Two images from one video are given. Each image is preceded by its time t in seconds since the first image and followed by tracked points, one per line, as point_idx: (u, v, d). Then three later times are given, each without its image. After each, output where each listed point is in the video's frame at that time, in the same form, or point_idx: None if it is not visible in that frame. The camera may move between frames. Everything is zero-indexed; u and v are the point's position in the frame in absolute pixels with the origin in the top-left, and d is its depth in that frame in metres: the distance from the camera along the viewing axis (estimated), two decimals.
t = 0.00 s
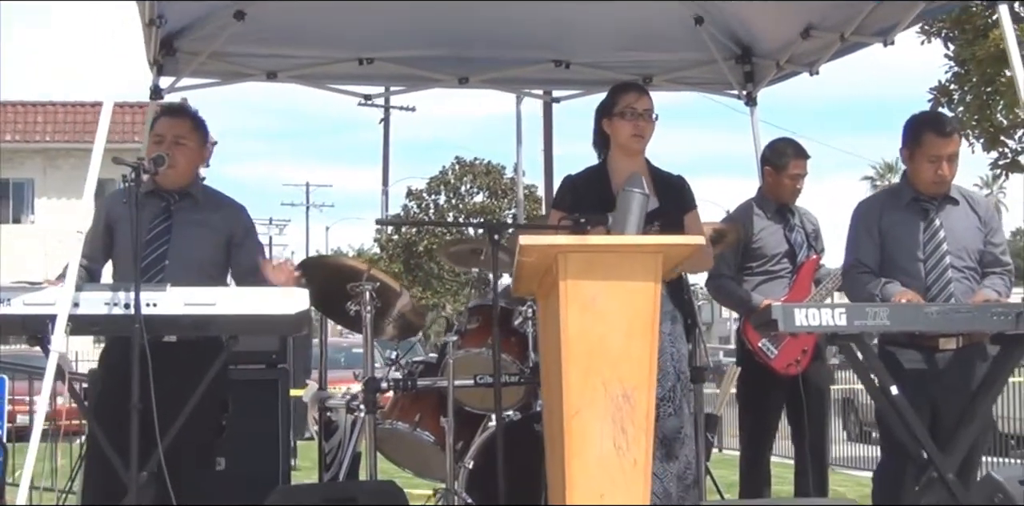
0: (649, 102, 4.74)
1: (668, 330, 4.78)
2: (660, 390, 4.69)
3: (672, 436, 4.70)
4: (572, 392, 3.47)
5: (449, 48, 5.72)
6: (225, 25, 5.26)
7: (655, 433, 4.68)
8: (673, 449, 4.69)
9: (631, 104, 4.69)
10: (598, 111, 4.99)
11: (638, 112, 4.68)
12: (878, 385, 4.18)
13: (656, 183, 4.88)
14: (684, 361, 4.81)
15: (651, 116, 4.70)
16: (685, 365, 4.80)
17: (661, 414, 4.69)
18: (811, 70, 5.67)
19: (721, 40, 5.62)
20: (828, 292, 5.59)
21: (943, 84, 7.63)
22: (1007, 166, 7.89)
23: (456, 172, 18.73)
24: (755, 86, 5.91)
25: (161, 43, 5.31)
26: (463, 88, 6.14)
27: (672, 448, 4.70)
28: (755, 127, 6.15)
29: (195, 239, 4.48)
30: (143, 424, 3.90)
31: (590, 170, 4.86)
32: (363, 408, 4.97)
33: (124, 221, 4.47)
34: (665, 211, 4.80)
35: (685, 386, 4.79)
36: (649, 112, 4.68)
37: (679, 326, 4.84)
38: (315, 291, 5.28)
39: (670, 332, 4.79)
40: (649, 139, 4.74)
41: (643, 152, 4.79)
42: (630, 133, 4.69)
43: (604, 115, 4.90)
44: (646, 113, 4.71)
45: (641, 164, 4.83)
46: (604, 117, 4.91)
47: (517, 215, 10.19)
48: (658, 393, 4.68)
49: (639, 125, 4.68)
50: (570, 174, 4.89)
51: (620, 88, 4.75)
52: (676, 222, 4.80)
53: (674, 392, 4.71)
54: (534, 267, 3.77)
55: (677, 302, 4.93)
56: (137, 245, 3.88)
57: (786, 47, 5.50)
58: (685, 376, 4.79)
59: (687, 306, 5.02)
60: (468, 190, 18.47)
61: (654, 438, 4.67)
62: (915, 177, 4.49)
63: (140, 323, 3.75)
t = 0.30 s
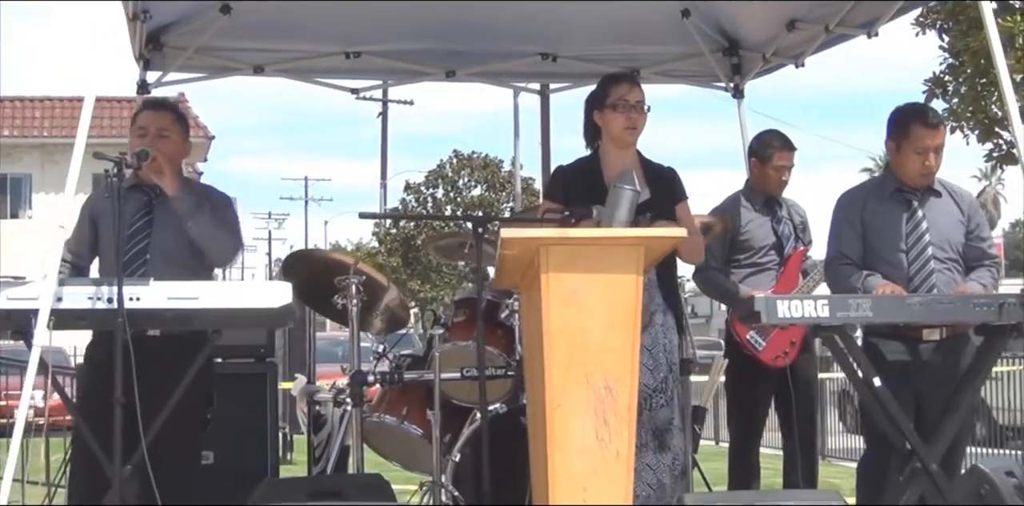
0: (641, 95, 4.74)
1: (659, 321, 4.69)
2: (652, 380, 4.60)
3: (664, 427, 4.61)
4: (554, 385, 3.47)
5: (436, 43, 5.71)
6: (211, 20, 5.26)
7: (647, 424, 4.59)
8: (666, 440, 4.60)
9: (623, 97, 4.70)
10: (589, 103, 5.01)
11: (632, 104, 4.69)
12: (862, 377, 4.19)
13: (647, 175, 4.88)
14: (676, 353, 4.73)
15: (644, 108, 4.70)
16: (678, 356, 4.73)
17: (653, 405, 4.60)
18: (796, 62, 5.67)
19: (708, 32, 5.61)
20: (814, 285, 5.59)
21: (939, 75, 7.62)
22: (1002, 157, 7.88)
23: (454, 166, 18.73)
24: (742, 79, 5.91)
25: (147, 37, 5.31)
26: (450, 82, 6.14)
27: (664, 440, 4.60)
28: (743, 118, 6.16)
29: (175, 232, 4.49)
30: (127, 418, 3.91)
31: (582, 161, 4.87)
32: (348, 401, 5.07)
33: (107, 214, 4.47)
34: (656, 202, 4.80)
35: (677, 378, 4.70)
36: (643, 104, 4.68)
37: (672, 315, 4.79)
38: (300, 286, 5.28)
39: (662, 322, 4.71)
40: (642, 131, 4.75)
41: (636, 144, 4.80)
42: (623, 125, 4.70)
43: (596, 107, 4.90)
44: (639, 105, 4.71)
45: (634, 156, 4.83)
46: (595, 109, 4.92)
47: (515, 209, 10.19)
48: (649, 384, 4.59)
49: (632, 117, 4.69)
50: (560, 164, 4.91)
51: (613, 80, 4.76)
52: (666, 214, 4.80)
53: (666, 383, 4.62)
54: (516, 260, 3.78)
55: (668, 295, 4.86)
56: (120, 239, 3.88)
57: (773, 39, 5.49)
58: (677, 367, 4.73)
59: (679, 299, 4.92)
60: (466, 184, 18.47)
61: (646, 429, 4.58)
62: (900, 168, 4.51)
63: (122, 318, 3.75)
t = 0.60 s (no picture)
0: (635, 85, 4.72)
1: (650, 315, 4.64)
2: (642, 372, 4.54)
3: (654, 419, 4.53)
4: (539, 377, 3.48)
5: (427, 37, 5.72)
6: (202, 16, 5.28)
7: (637, 415, 4.52)
8: (655, 432, 4.53)
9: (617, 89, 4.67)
10: (584, 94, 5.00)
11: (626, 96, 4.66)
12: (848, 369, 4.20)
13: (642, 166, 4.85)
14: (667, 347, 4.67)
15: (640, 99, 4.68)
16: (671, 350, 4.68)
17: (643, 397, 4.53)
18: (786, 55, 5.68)
19: (700, 26, 5.62)
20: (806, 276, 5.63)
21: (939, 67, 7.62)
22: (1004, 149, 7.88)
23: (458, 159, 18.73)
24: (733, 71, 5.92)
25: (139, 31, 5.33)
26: (442, 75, 6.16)
27: (654, 431, 4.53)
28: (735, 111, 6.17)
29: (159, 228, 4.47)
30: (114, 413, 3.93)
31: (577, 153, 4.91)
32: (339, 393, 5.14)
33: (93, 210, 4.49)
34: (650, 195, 4.78)
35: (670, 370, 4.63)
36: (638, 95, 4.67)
37: (665, 310, 4.73)
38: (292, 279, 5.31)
39: (653, 315, 4.66)
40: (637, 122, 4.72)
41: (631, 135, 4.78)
42: (618, 116, 4.68)
43: (591, 98, 4.88)
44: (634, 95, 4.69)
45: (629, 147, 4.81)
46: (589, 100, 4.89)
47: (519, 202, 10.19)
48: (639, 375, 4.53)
49: (627, 108, 4.66)
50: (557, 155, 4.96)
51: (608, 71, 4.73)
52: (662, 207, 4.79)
53: (656, 376, 4.56)
54: (501, 254, 3.80)
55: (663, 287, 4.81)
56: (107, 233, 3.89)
57: (762, 32, 5.50)
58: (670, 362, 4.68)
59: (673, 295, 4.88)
60: (471, 176, 18.47)
61: (635, 420, 4.51)
62: (893, 162, 4.50)
63: (109, 311, 3.76)
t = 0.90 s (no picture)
0: (632, 81, 4.65)
1: (647, 310, 4.55)
2: (638, 367, 4.45)
3: (650, 414, 4.45)
4: (529, 374, 3.48)
5: (424, 34, 5.74)
6: (199, 14, 5.30)
7: (632, 410, 4.44)
8: (650, 427, 4.44)
9: (612, 85, 4.62)
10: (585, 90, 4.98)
11: (620, 93, 4.61)
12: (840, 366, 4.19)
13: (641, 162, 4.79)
14: (666, 343, 4.59)
15: (636, 95, 4.62)
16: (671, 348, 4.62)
17: (638, 392, 4.45)
18: (782, 52, 5.70)
19: (696, 23, 5.63)
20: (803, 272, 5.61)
21: (948, 62, 7.62)
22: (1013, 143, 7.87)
23: (470, 153, 18.73)
24: (731, 68, 5.93)
25: (138, 29, 5.36)
26: (441, 72, 6.18)
27: (649, 427, 4.45)
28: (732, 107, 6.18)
29: (155, 225, 4.50)
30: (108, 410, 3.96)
31: (581, 147, 4.92)
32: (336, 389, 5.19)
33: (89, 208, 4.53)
34: (648, 190, 4.74)
35: (668, 365, 4.55)
36: (633, 92, 4.61)
37: (666, 307, 4.65)
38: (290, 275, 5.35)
39: (650, 310, 4.57)
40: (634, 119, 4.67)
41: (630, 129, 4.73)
42: (613, 113, 4.63)
43: (591, 93, 4.82)
44: (629, 92, 4.63)
45: (628, 143, 4.76)
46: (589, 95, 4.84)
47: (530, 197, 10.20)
48: (635, 370, 4.45)
49: (621, 105, 4.61)
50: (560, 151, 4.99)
51: (606, 66, 4.68)
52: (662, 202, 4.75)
53: (653, 371, 4.48)
54: (491, 252, 3.81)
55: (664, 281, 4.71)
56: (99, 230, 3.91)
57: (759, 30, 5.54)
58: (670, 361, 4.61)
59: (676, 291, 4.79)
60: (482, 171, 18.48)
61: (630, 415, 4.42)
62: (896, 162, 4.50)
63: (101, 308, 3.78)
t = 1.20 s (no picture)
0: (641, 77, 4.60)
1: (655, 307, 4.47)
2: (642, 364, 4.38)
3: (654, 412, 4.38)
4: (532, 371, 3.45)
5: (435, 32, 5.76)
6: (210, 12, 5.34)
7: (636, 408, 4.37)
8: (654, 425, 4.38)
9: (618, 81, 4.58)
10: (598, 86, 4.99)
11: (625, 89, 4.57)
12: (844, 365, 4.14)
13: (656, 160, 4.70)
14: (675, 340, 4.49)
15: (643, 92, 4.57)
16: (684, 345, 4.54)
17: (643, 390, 4.38)
18: (792, 50, 5.71)
19: (706, 21, 5.64)
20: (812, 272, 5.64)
21: (966, 59, 7.61)
22: None
23: (492, 150, 18.74)
24: (741, 66, 5.94)
25: (150, 28, 5.39)
26: (452, 70, 6.21)
27: (652, 424, 4.38)
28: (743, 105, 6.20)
29: (163, 222, 4.54)
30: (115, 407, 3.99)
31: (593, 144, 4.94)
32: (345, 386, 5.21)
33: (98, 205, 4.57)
34: (658, 189, 4.64)
35: (675, 363, 4.46)
36: (638, 89, 4.55)
37: (676, 304, 4.57)
38: (299, 272, 5.39)
39: (658, 308, 4.48)
40: (643, 115, 4.61)
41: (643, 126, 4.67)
42: (618, 109, 4.59)
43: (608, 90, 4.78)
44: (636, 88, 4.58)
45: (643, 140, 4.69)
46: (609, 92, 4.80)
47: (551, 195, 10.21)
48: (639, 368, 4.38)
49: (626, 102, 4.57)
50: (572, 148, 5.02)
51: (616, 63, 4.64)
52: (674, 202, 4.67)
53: (658, 368, 4.40)
54: (495, 249, 3.80)
55: (674, 275, 4.62)
56: (106, 227, 3.94)
57: (768, 28, 5.56)
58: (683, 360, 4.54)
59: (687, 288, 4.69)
60: (504, 167, 18.49)
61: (634, 413, 4.35)
62: (903, 160, 4.50)
63: (108, 305, 3.81)
